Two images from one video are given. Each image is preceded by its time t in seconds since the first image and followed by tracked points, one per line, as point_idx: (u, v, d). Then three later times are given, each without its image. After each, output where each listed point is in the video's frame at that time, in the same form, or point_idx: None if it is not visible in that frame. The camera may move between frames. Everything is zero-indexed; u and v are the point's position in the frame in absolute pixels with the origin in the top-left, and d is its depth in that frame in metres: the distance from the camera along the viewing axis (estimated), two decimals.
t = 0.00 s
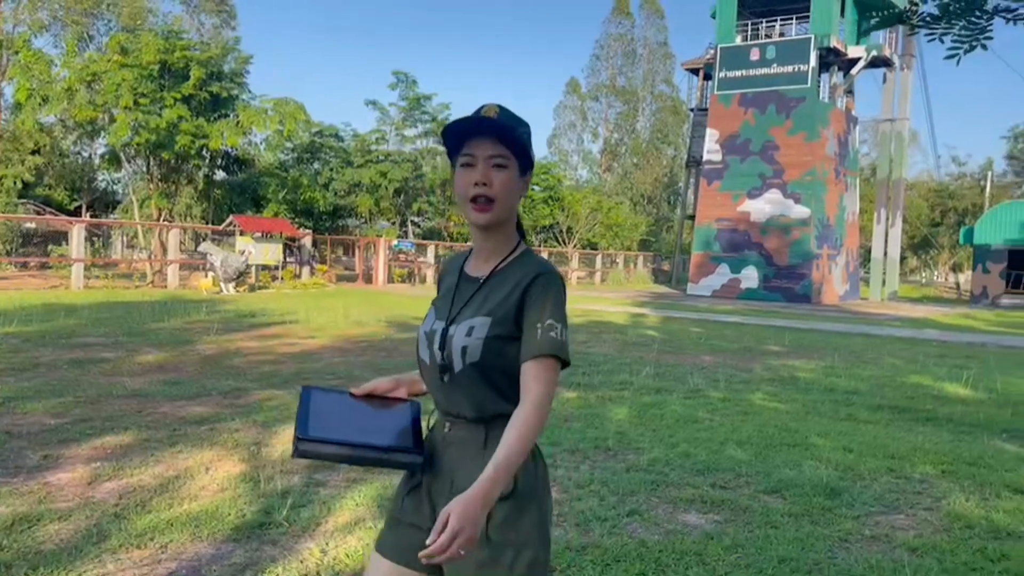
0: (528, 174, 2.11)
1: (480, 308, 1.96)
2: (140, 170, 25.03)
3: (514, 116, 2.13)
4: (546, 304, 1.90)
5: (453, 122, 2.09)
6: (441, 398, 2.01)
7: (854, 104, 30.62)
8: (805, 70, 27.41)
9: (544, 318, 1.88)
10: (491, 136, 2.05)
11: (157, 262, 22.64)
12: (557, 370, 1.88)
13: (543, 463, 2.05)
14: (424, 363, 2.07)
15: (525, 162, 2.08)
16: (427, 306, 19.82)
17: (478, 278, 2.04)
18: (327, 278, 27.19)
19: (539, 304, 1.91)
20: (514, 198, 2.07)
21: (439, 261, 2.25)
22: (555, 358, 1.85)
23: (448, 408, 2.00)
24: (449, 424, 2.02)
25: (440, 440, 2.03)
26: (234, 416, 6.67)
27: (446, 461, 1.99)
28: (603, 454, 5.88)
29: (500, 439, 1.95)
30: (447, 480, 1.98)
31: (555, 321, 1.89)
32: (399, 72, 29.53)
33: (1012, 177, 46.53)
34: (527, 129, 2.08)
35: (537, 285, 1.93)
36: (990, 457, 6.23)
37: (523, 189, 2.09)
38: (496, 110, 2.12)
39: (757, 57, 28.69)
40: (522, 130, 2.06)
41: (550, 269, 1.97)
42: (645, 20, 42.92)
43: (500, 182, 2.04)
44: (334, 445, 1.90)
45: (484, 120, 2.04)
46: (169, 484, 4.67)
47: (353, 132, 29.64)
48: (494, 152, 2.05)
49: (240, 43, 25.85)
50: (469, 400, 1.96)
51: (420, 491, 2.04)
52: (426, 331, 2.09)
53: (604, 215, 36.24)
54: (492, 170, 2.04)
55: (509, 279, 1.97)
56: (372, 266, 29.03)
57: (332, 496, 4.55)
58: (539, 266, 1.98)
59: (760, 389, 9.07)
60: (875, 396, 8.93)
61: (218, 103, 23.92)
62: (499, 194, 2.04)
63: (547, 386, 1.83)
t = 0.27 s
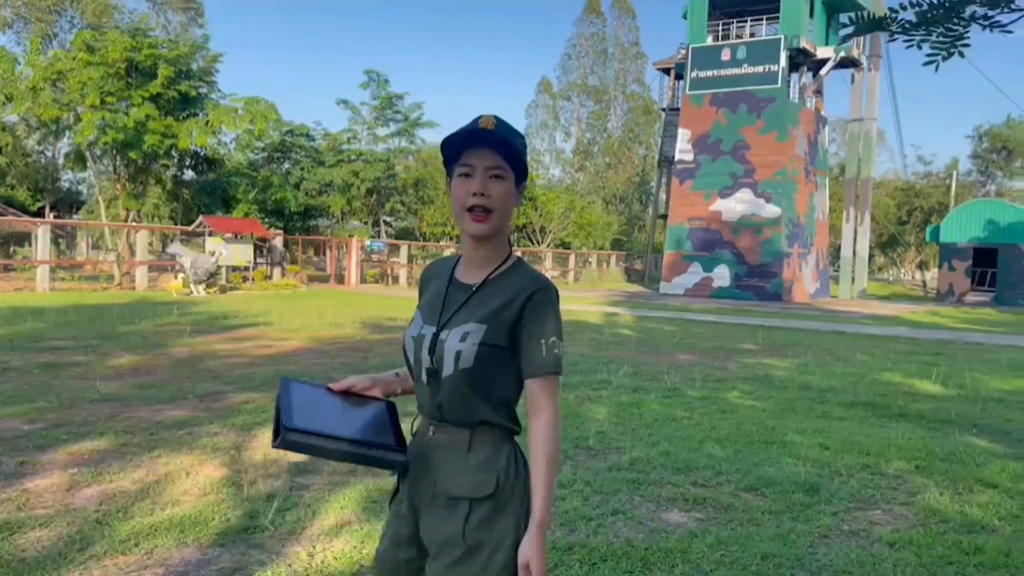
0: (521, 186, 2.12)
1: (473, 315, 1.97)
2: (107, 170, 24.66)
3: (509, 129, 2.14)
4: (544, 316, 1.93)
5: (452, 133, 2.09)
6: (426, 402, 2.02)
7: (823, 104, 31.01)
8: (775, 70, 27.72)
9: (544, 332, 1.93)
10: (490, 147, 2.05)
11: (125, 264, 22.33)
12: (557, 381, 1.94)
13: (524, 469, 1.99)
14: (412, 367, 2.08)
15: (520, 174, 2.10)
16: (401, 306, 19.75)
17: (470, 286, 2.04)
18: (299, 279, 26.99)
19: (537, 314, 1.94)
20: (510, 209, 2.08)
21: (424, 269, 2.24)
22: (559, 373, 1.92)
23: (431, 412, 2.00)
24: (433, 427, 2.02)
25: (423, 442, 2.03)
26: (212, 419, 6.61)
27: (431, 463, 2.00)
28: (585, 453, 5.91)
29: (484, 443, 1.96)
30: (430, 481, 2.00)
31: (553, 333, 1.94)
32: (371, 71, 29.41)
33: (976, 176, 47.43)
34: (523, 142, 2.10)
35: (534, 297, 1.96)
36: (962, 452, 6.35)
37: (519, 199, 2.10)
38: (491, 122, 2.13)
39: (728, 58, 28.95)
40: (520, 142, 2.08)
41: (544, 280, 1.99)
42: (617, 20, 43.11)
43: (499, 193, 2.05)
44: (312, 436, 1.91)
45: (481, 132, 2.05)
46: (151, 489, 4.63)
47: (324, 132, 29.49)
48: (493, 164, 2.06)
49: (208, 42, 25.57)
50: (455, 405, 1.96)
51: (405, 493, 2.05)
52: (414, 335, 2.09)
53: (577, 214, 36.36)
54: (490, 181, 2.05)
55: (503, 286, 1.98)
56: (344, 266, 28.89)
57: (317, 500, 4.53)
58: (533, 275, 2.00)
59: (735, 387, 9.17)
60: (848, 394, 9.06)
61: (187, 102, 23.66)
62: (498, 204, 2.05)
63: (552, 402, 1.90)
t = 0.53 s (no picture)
0: (520, 190, 2.20)
1: (490, 322, 2.06)
2: (75, 168, 24.30)
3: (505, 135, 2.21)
4: (561, 321, 2.09)
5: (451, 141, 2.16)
6: (448, 408, 2.09)
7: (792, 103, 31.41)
8: (745, 69, 28.04)
9: (560, 334, 2.10)
10: (489, 153, 2.13)
11: (94, 263, 22.04)
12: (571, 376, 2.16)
13: (543, 465, 2.13)
14: (428, 375, 2.13)
15: (518, 179, 2.18)
16: (376, 305, 19.71)
17: (480, 293, 2.10)
18: (272, 278, 26.81)
19: (554, 320, 2.09)
20: (510, 213, 2.16)
21: (425, 273, 2.28)
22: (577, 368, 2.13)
23: (454, 415, 2.09)
24: (455, 429, 2.10)
25: (444, 444, 2.11)
26: (196, 420, 6.60)
27: (456, 463, 2.09)
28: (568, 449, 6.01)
29: (508, 442, 2.07)
30: (455, 482, 2.08)
31: (566, 333, 2.12)
32: (343, 68, 29.23)
33: (940, 173, 48.29)
34: (520, 148, 2.18)
35: (549, 301, 2.08)
36: (933, 444, 6.53)
37: (517, 204, 2.18)
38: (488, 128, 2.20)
39: (698, 56, 29.23)
40: (517, 148, 2.16)
41: (553, 284, 2.11)
42: (588, 19, 43.29)
43: (500, 200, 2.13)
44: (340, 415, 2.05)
45: (478, 140, 2.12)
46: (140, 490, 4.64)
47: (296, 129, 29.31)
48: (491, 170, 2.14)
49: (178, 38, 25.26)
50: (479, 409, 2.06)
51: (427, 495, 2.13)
52: (427, 346, 2.13)
53: (550, 211, 36.49)
54: (489, 190, 2.13)
55: (518, 293, 2.08)
56: (317, 265, 28.73)
57: (308, 498, 4.58)
58: (544, 280, 2.11)
59: (712, 383, 9.32)
60: (822, 388, 9.25)
61: (157, 100, 23.41)
62: (497, 208, 2.13)
63: (574, 394, 2.13)
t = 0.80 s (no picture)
0: (531, 194, 2.24)
1: (500, 321, 2.10)
2: (43, 166, 23.94)
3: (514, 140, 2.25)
4: (568, 321, 2.08)
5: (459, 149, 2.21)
6: (463, 407, 2.15)
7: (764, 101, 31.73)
8: (719, 68, 28.29)
9: (566, 334, 2.09)
10: (497, 159, 2.17)
11: (64, 263, 21.74)
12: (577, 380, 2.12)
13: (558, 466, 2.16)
14: (442, 375, 2.20)
15: (527, 183, 2.21)
16: (353, 303, 19.66)
17: (490, 294, 2.16)
18: (246, 277, 26.62)
19: (562, 319, 2.09)
20: (520, 215, 2.19)
21: (444, 279, 2.35)
22: (578, 372, 2.08)
23: (469, 415, 2.14)
24: (472, 429, 2.15)
25: (462, 443, 2.16)
26: (179, 421, 6.58)
27: (472, 462, 2.14)
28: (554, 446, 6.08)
29: (523, 441, 2.11)
30: (472, 481, 2.13)
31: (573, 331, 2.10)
32: (317, 65, 29.07)
33: (909, 170, 49.03)
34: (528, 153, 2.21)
35: (555, 300, 2.10)
36: (909, 438, 6.68)
37: (527, 207, 2.21)
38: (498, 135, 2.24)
39: (673, 55, 29.43)
40: (525, 153, 2.19)
41: (560, 283, 2.13)
42: (562, 16, 43.40)
43: (509, 203, 2.17)
44: (362, 422, 2.03)
45: (487, 146, 2.17)
46: (128, 491, 4.63)
47: (270, 127, 29.11)
48: (500, 175, 2.17)
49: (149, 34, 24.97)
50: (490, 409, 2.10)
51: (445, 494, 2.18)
52: (442, 346, 2.20)
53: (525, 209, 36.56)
54: (498, 195, 2.17)
55: (526, 293, 2.11)
56: (292, 263, 28.57)
57: (297, 498, 4.59)
58: (552, 280, 2.13)
59: (691, 379, 9.44)
60: (798, 383, 9.40)
61: (128, 97, 23.15)
62: (505, 213, 2.17)
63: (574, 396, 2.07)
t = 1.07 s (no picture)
0: (518, 189, 2.22)
1: (490, 320, 2.09)
2: (10, 163, 23.53)
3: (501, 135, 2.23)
4: (554, 313, 2.05)
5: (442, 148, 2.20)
6: (452, 406, 2.14)
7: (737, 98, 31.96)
8: (692, 64, 28.46)
9: (551, 325, 2.04)
10: (482, 159, 2.16)
11: (33, 261, 21.38)
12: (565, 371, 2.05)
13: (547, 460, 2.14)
14: (434, 374, 2.19)
15: (515, 177, 2.20)
16: (328, 301, 19.55)
17: (481, 292, 2.15)
18: (219, 274, 26.37)
19: (545, 316, 2.05)
20: (510, 212, 2.19)
21: (439, 276, 2.35)
22: (565, 363, 2.01)
23: (459, 414, 2.13)
24: (461, 426, 2.14)
25: (452, 440, 2.16)
26: (156, 420, 6.51)
27: (461, 459, 2.13)
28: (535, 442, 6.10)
29: (512, 438, 2.09)
30: (461, 477, 2.12)
31: (554, 325, 2.04)
32: (290, 61, 28.85)
33: (879, 166, 49.68)
34: (513, 147, 2.20)
35: (542, 295, 2.07)
36: (884, 430, 6.78)
37: (516, 202, 2.20)
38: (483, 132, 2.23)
39: (647, 51, 29.54)
40: (508, 148, 2.18)
41: (549, 277, 2.11)
42: (536, 13, 43.44)
43: (494, 201, 2.16)
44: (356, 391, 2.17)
45: (469, 144, 2.16)
46: (106, 492, 4.57)
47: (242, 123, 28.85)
48: (486, 174, 2.17)
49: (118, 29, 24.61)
50: (479, 405, 2.09)
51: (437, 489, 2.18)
52: (434, 344, 2.20)
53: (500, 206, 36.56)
54: (482, 193, 2.17)
55: (514, 290, 2.10)
56: (265, 260, 28.34)
57: (278, 497, 4.56)
58: (538, 275, 2.11)
59: (669, 374, 9.50)
60: (774, 378, 9.51)
61: (97, 92, 22.85)
62: (495, 210, 2.16)
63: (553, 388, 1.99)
